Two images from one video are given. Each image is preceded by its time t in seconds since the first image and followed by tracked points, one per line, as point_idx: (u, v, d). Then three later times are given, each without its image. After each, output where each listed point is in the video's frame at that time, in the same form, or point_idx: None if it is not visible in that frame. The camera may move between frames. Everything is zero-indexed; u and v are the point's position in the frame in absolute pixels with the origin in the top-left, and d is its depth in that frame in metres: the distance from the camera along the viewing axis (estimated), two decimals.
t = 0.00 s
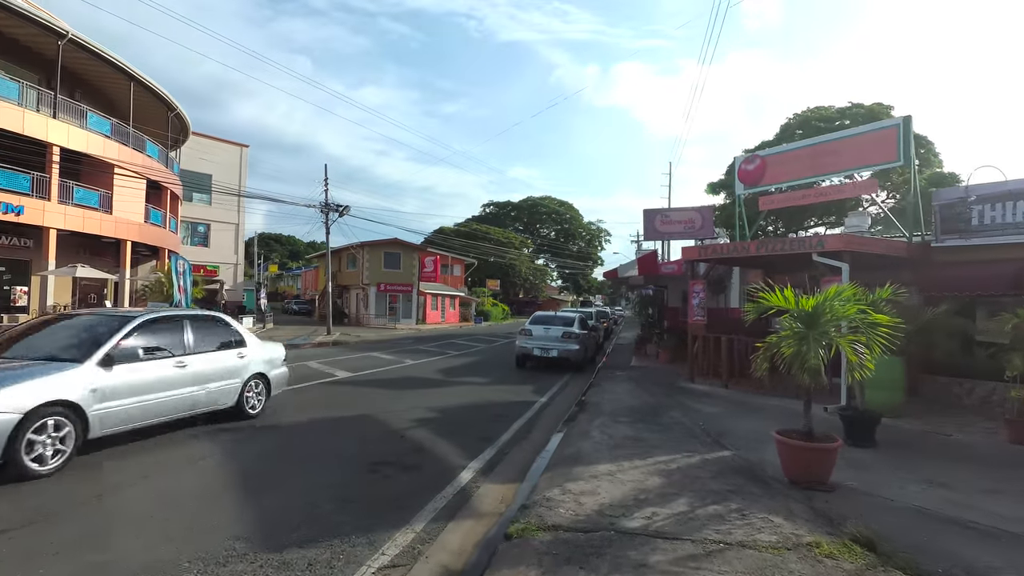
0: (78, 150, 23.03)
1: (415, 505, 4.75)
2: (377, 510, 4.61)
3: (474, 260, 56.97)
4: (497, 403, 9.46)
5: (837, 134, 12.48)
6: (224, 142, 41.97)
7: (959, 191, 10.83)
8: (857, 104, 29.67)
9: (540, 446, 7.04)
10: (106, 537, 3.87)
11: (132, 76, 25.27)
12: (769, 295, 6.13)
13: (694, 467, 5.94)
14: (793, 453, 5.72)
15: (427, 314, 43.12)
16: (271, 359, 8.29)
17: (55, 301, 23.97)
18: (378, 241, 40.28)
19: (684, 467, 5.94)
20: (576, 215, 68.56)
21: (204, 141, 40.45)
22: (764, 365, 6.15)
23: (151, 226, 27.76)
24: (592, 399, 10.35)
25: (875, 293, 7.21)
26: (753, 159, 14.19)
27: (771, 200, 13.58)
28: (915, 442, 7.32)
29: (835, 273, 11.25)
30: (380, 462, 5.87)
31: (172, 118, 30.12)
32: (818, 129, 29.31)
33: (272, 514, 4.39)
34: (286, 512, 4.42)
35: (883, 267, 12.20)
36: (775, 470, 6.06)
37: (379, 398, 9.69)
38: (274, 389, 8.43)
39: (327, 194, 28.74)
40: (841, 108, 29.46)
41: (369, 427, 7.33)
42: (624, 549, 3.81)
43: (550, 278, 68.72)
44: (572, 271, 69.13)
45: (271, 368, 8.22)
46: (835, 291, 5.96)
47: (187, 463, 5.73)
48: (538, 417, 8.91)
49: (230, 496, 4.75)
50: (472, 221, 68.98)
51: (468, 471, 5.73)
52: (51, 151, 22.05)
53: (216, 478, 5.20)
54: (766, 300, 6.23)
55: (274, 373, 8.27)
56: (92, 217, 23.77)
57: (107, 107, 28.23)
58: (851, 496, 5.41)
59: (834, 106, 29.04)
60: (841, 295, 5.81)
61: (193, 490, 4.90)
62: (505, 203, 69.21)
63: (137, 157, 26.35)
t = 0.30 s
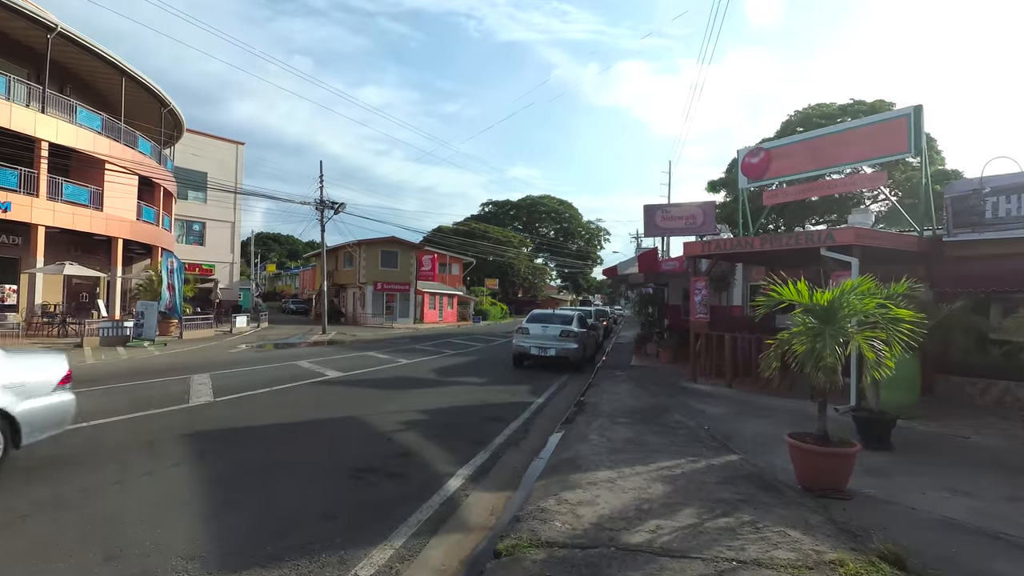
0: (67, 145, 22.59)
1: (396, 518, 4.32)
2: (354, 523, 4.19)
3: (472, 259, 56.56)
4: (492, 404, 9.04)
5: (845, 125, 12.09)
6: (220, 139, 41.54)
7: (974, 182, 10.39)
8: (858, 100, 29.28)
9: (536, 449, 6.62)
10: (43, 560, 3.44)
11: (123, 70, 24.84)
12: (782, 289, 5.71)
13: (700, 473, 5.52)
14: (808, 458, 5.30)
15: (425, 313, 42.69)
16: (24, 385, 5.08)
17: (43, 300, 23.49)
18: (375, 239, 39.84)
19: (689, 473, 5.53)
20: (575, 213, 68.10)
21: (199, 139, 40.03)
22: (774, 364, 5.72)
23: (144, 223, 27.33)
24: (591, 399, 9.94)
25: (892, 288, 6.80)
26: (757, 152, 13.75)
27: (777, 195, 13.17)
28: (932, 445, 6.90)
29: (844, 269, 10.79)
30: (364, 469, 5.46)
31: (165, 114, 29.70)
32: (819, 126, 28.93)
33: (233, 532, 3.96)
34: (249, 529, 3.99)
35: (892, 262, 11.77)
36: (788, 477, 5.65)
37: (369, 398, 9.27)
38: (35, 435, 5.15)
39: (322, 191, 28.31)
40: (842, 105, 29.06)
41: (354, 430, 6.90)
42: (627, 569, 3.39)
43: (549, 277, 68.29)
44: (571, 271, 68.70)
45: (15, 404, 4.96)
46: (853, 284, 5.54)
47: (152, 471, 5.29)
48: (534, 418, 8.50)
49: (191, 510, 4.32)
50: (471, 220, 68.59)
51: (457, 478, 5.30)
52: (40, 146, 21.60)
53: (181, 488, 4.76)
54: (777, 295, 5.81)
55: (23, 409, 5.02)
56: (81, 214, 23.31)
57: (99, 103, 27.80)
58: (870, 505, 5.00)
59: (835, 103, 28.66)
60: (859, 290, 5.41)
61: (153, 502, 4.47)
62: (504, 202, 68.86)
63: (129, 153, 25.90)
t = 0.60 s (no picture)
0: (56, 143, 22.14)
1: (377, 546, 3.92)
2: (329, 554, 3.79)
3: (470, 260, 56.13)
4: (487, 411, 8.64)
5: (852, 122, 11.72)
6: (214, 138, 41.09)
7: (988, 180, 10.15)
8: (858, 100, 29.00)
9: (532, 463, 6.22)
10: None
11: (114, 67, 24.41)
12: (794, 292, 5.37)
13: (708, 491, 5.13)
14: (824, 475, 4.91)
15: (421, 314, 42.27)
16: None
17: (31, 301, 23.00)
18: (371, 239, 39.42)
19: (696, 491, 5.13)
20: (574, 213, 67.75)
21: (193, 137, 39.56)
22: (787, 373, 5.36)
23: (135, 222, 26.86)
24: (591, 406, 9.55)
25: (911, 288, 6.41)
26: (761, 150, 13.36)
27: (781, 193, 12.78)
28: (950, 456, 6.52)
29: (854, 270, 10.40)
30: (345, 487, 5.05)
31: (158, 111, 29.26)
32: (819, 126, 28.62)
33: (195, 564, 3.56)
34: (212, 561, 3.59)
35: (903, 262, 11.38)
36: (801, 494, 5.26)
37: (360, 406, 8.87)
38: None
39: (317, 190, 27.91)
40: (842, 105, 28.78)
41: (340, 442, 6.48)
42: None
43: (547, 277, 67.91)
44: (569, 271, 68.31)
45: None
46: (872, 287, 5.15)
47: (114, 491, 4.87)
48: (532, 426, 8.10)
49: (151, 538, 3.92)
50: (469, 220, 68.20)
51: (445, 498, 4.89)
52: (27, 143, 21.12)
53: (142, 513, 4.35)
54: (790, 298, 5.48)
55: None
56: (70, 213, 22.88)
57: (90, 100, 27.36)
58: (893, 528, 4.62)
59: (835, 102, 28.38)
60: (879, 293, 5.02)
61: (109, 529, 4.05)
62: (502, 202, 68.50)
63: (120, 151, 25.46)
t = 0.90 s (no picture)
0: (43, 139, 21.72)
1: (348, 566, 3.56)
2: None
3: (467, 259, 55.74)
4: (479, 414, 8.28)
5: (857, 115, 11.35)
6: (208, 136, 40.66)
7: (999, 174, 9.85)
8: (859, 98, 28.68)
9: (525, 470, 5.85)
10: None
11: (105, 62, 24.02)
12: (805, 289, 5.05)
13: (712, 502, 4.78)
14: (837, 484, 4.57)
15: (418, 314, 41.87)
16: None
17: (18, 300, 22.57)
18: (367, 238, 39.00)
19: (698, 502, 4.78)
20: (572, 213, 67.46)
21: (186, 135, 39.15)
22: (798, 375, 5.03)
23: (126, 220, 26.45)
24: (588, 408, 9.20)
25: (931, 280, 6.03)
26: (763, 145, 13.03)
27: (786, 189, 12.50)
28: (967, 462, 6.17)
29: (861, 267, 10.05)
30: (323, 498, 4.67)
31: (150, 108, 28.84)
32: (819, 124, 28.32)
33: None
34: None
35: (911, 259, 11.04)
36: (812, 504, 4.91)
37: (347, 408, 8.50)
38: None
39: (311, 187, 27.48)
40: (841, 103, 28.47)
41: (320, 448, 6.10)
42: None
43: (545, 277, 67.54)
44: (568, 271, 67.91)
45: None
46: (889, 282, 4.78)
47: (68, 504, 4.49)
48: (527, 430, 7.74)
49: (98, 558, 3.56)
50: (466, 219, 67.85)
51: (430, 510, 4.53)
52: (14, 139, 20.74)
53: (91, 530, 3.96)
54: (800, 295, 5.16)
55: None
56: (59, 211, 22.48)
57: (81, 96, 26.95)
58: (913, 543, 4.27)
59: (835, 101, 28.06)
60: (897, 289, 4.66)
61: (53, 549, 3.67)
62: (500, 201, 68.18)
63: (110, 148, 25.05)
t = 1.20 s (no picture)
0: (29, 139, 21.28)
1: None
2: None
3: (463, 261, 55.35)
4: (470, 423, 7.91)
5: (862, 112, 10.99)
6: (201, 137, 40.24)
7: (1010, 173, 9.45)
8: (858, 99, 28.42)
9: (515, 487, 5.46)
10: None
11: (94, 61, 23.62)
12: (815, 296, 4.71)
13: (716, 526, 4.40)
14: (851, 506, 4.20)
15: (414, 317, 41.45)
16: None
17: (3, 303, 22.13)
18: (362, 240, 38.60)
19: (702, 525, 4.40)
20: (569, 215, 67.16)
21: (179, 136, 38.73)
22: (809, 388, 4.67)
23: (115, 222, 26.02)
24: (583, 416, 8.82)
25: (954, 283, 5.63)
26: (764, 144, 12.69)
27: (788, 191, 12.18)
28: (985, 478, 5.80)
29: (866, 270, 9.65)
30: (291, 523, 4.28)
31: (141, 108, 28.42)
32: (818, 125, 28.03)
33: None
34: None
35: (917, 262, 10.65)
36: (824, 527, 4.54)
37: (331, 418, 8.12)
38: None
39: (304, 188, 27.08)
40: (841, 104, 28.21)
41: (294, 466, 5.70)
42: None
43: (542, 279, 67.17)
44: (565, 273, 67.57)
45: None
46: (906, 287, 4.41)
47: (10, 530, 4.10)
48: (519, 441, 7.37)
49: None
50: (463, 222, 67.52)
51: (408, 535, 4.15)
52: None
53: (27, 562, 3.57)
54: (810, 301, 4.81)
55: None
56: (45, 212, 22.07)
57: (70, 96, 26.54)
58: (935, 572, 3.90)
59: (834, 102, 27.80)
60: (915, 293, 4.28)
61: None
62: (497, 203, 67.88)
63: (99, 148, 24.64)
